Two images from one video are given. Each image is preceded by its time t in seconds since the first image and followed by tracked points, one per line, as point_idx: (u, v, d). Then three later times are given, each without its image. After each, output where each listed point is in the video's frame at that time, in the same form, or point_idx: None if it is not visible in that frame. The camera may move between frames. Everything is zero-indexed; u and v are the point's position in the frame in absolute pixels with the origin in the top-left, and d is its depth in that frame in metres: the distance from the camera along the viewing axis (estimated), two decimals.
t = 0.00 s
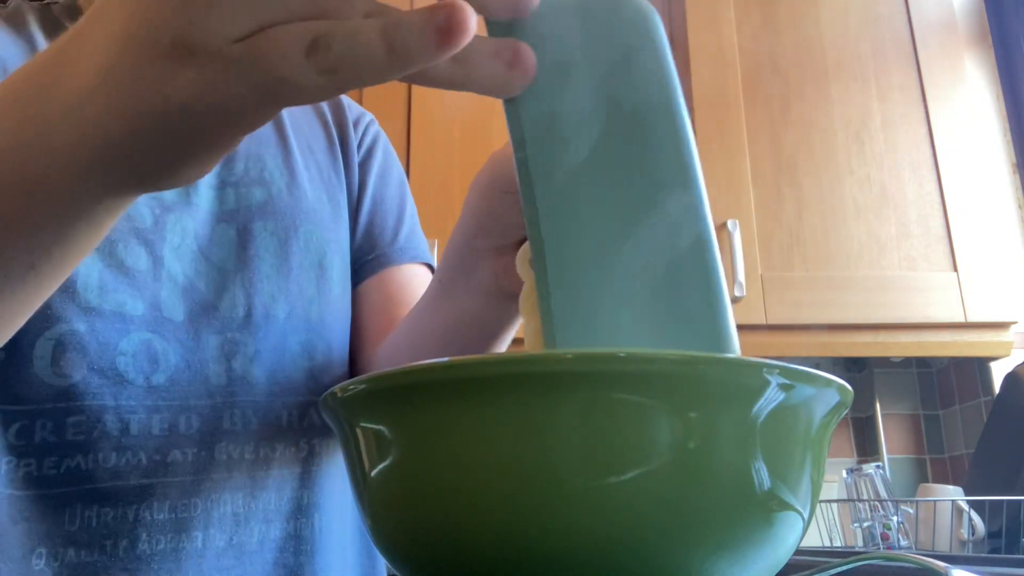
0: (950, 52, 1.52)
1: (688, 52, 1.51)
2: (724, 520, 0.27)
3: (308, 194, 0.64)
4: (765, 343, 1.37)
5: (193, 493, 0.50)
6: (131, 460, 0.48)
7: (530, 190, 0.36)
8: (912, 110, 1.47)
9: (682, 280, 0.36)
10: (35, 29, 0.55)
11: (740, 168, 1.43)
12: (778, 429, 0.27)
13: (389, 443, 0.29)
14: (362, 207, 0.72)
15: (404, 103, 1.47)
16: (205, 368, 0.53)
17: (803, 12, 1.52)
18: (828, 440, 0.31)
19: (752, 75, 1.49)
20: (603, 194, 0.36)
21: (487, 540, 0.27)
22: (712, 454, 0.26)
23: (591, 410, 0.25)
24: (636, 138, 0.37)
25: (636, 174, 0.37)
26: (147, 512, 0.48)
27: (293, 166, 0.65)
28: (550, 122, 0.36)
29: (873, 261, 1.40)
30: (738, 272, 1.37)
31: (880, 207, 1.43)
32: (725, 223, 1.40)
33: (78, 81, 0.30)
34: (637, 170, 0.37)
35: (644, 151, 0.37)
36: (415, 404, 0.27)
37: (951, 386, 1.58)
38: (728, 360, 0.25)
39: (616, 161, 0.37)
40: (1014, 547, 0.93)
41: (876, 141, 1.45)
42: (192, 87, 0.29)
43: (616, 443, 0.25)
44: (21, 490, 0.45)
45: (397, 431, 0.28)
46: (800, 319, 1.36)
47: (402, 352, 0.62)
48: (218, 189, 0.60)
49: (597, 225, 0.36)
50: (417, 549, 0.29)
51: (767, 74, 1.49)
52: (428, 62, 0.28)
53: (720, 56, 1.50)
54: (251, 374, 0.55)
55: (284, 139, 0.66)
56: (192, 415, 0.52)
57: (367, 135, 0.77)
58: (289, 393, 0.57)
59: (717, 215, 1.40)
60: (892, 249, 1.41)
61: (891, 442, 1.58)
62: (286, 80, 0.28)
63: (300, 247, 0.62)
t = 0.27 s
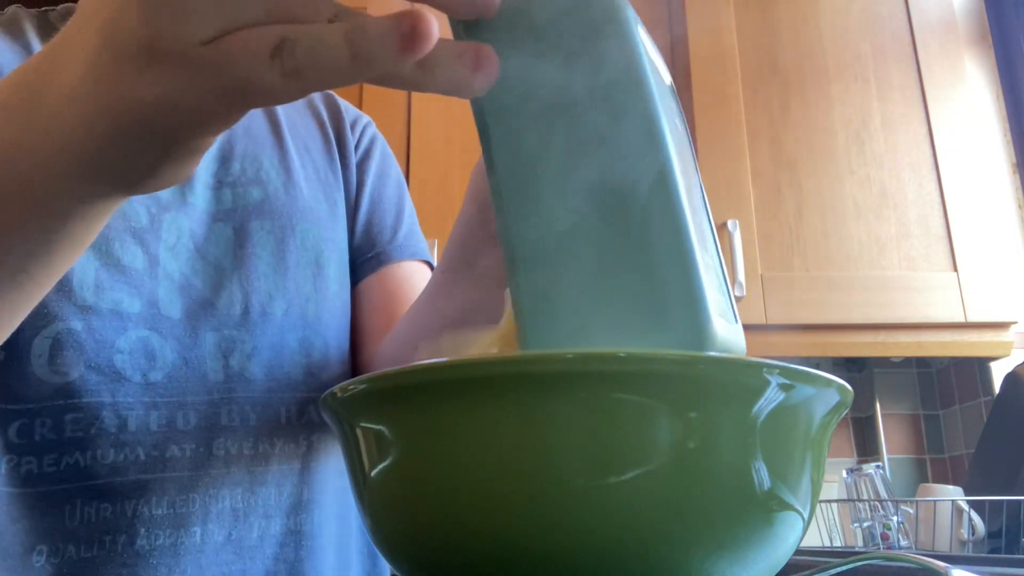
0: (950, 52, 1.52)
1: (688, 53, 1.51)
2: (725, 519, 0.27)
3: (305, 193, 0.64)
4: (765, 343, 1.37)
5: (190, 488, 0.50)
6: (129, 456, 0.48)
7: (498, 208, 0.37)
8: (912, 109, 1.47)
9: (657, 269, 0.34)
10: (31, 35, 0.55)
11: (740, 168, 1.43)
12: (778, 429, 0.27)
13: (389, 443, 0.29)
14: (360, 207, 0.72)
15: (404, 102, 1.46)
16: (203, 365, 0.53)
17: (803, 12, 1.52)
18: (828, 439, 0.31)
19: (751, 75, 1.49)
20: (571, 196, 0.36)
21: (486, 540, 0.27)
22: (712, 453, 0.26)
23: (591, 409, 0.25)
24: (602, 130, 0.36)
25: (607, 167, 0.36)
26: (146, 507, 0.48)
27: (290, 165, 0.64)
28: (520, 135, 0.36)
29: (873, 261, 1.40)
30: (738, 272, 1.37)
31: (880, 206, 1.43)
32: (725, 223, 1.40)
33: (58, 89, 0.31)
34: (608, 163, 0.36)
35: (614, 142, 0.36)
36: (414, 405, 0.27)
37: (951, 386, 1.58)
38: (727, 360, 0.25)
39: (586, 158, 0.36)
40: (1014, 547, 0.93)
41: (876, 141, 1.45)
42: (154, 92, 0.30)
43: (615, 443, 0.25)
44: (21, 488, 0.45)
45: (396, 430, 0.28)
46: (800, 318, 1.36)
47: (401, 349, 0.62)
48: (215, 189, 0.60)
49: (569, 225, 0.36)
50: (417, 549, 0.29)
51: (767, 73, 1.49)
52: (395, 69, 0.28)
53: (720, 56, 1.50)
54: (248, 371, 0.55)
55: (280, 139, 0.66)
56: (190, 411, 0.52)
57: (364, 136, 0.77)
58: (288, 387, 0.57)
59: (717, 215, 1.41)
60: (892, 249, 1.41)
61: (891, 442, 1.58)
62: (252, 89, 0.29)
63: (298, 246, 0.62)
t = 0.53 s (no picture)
0: (950, 51, 1.52)
1: (688, 53, 1.51)
2: (724, 519, 0.27)
3: (303, 194, 0.64)
4: (765, 343, 1.37)
5: (186, 488, 0.49)
6: (126, 455, 0.48)
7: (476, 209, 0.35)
8: (912, 109, 1.47)
9: (635, 267, 0.34)
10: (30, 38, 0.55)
11: (739, 168, 1.43)
12: (778, 429, 0.27)
13: (389, 442, 0.29)
14: (359, 207, 0.72)
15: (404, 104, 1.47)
16: (200, 365, 0.53)
17: (803, 12, 1.52)
18: (829, 439, 0.31)
19: (751, 74, 1.49)
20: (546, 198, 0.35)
21: (482, 539, 0.27)
22: (711, 453, 0.26)
23: (590, 410, 0.25)
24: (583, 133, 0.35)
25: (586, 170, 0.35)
26: (143, 506, 0.48)
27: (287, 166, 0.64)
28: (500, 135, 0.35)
29: (873, 261, 1.40)
30: (738, 272, 1.37)
31: (880, 206, 1.43)
32: (724, 223, 1.40)
33: (26, 101, 0.31)
34: (586, 162, 0.35)
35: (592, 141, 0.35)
36: (413, 404, 0.27)
37: (951, 385, 1.58)
38: (728, 361, 0.25)
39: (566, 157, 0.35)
40: (1014, 547, 0.93)
41: (876, 141, 1.45)
42: (131, 81, 0.29)
43: (614, 443, 0.25)
44: (19, 486, 0.46)
45: (396, 430, 0.28)
46: (800, 318, 1.36)
47: (401, 349, 0.62)
48: (213, 189, 0.60)
49: (550, 225, 0.35)
50: (416, 548, 0.29)
51: (767, 73, 1.49)
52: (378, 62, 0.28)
53: (719, 56, 1.50)
54: (246, 370, 0.55)
55: (278, 140, 0.66)
56: (188, 411, 0.51)
57: (364, 136, 0.77)
58: (287, 387, 0.56)
59: (716, 215, 1.41)
60: (892, 249, 1.41)
61: (891, 442, 1.58)
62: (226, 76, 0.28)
63: (295, 246, 0.61)
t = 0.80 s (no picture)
0: (950, 51, 1.52)
1: (688, 53, 1.51)
2: (725, 520, 0.27)
3: (302, 194, 0.64)
4: (764, 343, 1.37)
5: (185, 488, 0.50)
6: (125, 456, 0.48)
7: (457, 212, 0.35)
8: (912, 109, 1.47)
9: (624, 262, 0.34)
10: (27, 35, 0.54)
11: (739, 168, 1.43)
12: (778, 429, 0.27)
13: (389, 443, 0.29)
14: (359, 208, 0.72)
15: (404, 105, 1.47)
16: (198, 366, 0.53)
17: (803, 11, 1.52)
18: (829, 439, 0.31)
19: (751, 74, 1.49)
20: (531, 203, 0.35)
21: (480, 540, 0.27)
22: (712, 453, 0.26)
23: (589, 411, 0.25)
24: (574, 137, 0.35)
25: (578, 173, 0.35)
26: (141, 507, 0.48)
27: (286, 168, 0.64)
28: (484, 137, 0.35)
29: (873, 261, 1.40)
30: (737, 272, 1.37)
31: (880, 207, 1.43)
32: (724, 223, 1.40)
33: None
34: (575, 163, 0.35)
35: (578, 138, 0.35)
36: (411, 405, 0.27)
37: (951, 385, 1.58)
38: (728, 361, 0.25)
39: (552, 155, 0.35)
40: (1015, 547, 0.93)
41: (876, 141, 1.45)
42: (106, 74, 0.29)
43: (613, 444, 0.25)
44: (18, 488, 0.46)
45: (395, 431, 0.28)
46: (800, 318, 1.36)
47: (401, 349, 0.62)
48: (211, 190, 0.60)
49: (539, 230, 0.35)
50: (416, 550, 0.29)
51: (767, 73, 1.49)
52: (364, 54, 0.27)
53: (719, 56, 1.50)
54: (245, 371, 0.55)
55: (278, 141, 0.66)
56: (186, 411, 0.51)
57: (364, 137, 0.77)
58: (286, 389, 0.56)
59: (716, 215, 1.41)
60: (892, 249, 1.41)
61: (891, 442, 1.58)
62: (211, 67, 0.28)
63: (294, 247, 0.61)
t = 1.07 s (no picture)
0: (950, 51, 1.52)
1: (688, 53, 1.51)
2: (726, 519, 0.27)
3: (302, 194, 0.63)
4: (764, 343, 1.37)
5: (185, 487, 0.50)
6: (124, 455, 0.49)
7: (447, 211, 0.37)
8: (912, 109, 1.47)
9: (622, 266, 0.34)
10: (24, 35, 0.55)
11: (739, 168, 1.43)
12: (778, 429, 0.27)
13: (389, 444, 0.29)
14: (361, 207, 0.72)
15: (404, 106, 1.46)
16: (199, 366, 0.53)
17: (803, 12, 1.52)
18: (829, 439, 0.31)
19: (751, 74, 1.49)
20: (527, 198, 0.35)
21: (480, 539, 0.27)
22: (712, 453, 0.26)
23: (589, 410, 0.25)
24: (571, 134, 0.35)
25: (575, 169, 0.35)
26: (140, 507, 0.48)
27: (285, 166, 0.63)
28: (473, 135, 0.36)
29: (873, 261, 1.40)
30: (737, 272, 1.37)
31: (880, 207, 1.43)
32: (724, 223, 1.40)
33: None
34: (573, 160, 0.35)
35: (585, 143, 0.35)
36: (411, 405, 0.27)
37: (951, 385, 1.58)
38: (728, 361, 0.25)
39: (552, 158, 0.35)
40: (1015, 547, 0.93)
41: (876, 141, 1.45)
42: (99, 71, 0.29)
43: (613, 444, 0.25)
44: (18, 487, 0.47)
45: (396, 431, 0.28)
46: (800, 318, 1.36)
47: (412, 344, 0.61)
48: (212, 190, 0.59)
49: (533, 227, 0.35)
50: (416, 550, 0.29)
51: (767, 73, 1.49)
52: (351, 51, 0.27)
53: (719, 56, 1.50)
54: (245, 371, 0.54)
55: (278, 141, 0.65)
56: (185, 411, 0.51)
57: (364, 137, 0.76)
58: (285, 389, 0.56)
59: (716, 215, 1.41)
60: (892, 249, 1.41)
61: (891, 442, 1.58)
62: (185, 54, 0.28)
63: (293, 246, 0.60)
